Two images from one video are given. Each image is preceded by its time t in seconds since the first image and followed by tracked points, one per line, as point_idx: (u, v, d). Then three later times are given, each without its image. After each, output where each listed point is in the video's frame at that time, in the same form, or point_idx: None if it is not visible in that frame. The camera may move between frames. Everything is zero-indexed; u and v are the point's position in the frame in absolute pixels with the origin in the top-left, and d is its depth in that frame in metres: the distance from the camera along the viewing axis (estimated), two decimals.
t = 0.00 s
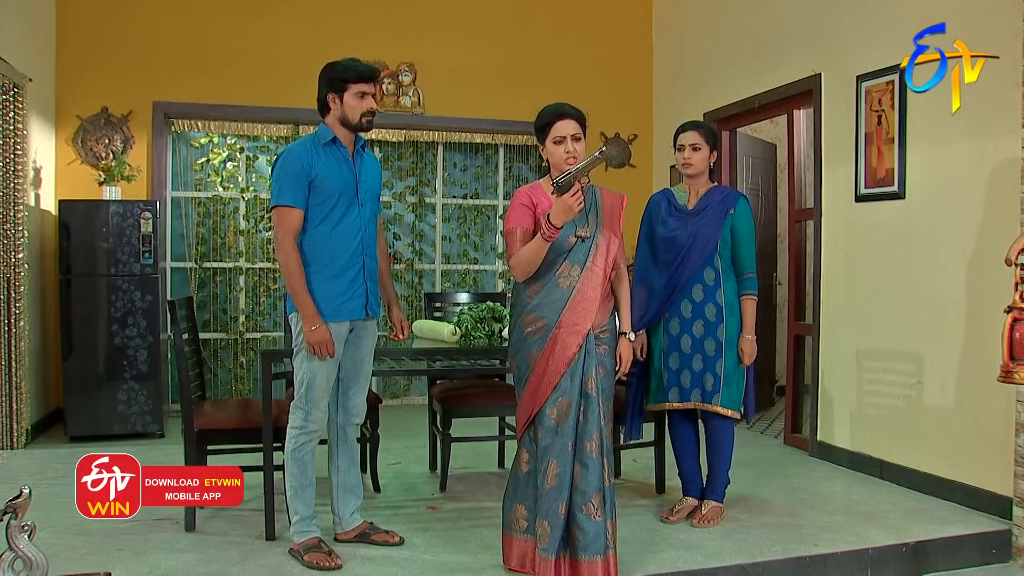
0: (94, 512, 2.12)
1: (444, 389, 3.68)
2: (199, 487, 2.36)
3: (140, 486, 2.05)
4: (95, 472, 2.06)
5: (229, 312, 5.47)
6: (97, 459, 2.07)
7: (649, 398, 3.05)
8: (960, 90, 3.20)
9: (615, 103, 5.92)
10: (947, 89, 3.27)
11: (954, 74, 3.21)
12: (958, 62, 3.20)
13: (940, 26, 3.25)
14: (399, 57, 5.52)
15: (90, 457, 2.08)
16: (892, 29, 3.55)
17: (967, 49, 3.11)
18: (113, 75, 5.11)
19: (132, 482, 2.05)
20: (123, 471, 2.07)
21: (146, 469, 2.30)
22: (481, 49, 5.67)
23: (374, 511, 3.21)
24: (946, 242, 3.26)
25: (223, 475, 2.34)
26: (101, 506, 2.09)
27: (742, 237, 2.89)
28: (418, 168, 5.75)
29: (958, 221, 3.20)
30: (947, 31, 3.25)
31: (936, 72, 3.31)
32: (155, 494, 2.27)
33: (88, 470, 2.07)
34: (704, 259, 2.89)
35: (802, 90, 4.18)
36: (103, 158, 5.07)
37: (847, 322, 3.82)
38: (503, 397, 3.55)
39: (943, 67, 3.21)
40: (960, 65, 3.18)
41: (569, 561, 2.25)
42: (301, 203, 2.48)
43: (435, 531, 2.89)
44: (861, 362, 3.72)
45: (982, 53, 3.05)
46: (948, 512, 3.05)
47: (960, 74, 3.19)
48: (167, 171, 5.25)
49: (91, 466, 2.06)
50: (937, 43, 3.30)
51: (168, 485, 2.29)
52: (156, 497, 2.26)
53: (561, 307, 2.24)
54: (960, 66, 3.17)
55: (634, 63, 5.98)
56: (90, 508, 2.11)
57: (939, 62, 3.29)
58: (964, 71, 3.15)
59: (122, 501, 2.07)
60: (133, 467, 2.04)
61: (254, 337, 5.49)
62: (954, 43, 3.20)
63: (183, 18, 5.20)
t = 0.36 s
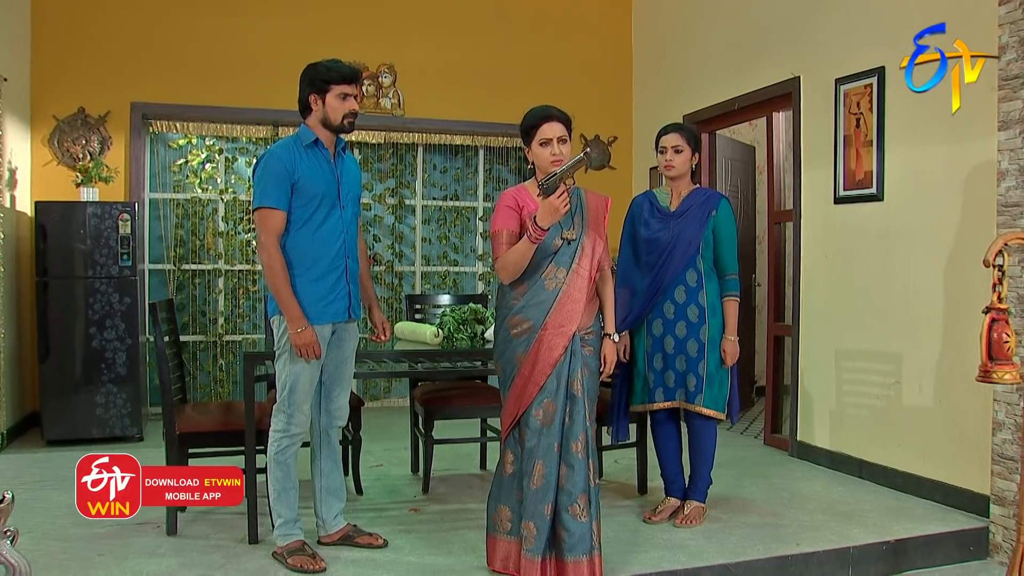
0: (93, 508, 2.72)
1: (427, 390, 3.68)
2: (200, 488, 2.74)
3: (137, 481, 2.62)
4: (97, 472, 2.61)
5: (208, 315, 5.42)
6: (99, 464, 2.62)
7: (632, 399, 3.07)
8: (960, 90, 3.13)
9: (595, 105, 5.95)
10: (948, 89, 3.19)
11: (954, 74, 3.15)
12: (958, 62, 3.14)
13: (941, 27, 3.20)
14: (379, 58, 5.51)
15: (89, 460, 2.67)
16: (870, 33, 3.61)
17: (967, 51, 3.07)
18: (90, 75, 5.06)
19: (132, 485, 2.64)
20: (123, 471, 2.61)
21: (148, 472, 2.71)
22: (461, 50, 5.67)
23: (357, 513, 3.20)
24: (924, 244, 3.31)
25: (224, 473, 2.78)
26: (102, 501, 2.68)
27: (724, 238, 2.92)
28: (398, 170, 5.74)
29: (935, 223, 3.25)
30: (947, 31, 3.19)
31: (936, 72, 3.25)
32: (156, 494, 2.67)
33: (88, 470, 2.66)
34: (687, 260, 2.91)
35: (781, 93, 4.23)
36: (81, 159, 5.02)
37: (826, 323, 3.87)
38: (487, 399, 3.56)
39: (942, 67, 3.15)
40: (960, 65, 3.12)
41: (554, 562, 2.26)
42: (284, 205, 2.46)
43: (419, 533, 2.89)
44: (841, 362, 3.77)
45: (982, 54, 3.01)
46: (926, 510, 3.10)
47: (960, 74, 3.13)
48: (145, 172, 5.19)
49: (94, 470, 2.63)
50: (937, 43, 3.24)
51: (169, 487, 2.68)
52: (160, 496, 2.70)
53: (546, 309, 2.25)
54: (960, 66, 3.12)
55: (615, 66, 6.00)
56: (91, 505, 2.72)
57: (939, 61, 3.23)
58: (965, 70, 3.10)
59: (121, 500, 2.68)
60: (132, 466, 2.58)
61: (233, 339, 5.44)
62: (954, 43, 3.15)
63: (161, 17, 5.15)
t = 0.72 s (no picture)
0: (92, 510, 2.91)
1: (417, 393, 3.67)
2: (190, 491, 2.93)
3: (137, 482, 2.82)
4: (98, 473, 2.80)
5: (197, 317, 5.39)
6: (98, 465, 2.81)
7: (622, 400, 3.08)
8: (960, 90, 3.11)
9: (584, 107, 5.96)
10: (948, 89, 3.17)
11: (954, 74, 3.13)
12: (958, 62, 3.13)
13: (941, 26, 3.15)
14: (369, 60, 5.51)
15: (87, 463, 2.90)
16: (859, 37, 3.63)
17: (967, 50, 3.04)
18: (80, 76, 5.03)
19: (131, 485, 2.82)
20: (121, 473, 2.81)
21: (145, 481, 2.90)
22: (452, 52, 5.68)
23: (348, 515, 3.19)
24: (912, 246, 3.33)
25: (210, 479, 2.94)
26: (101, 505, 2.86)
27: (715, 241, 2.93)
28: (388, 172, 5.73)
29: (923, 224, 3.28)
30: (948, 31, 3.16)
31: (936, 72, 3.23)
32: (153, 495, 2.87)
33: (88, 472, 2.86)
34: (678, 262, 2.92)
35: (770, 95, 4.25)
36: (69, 161, 4.98)
37: (816, 324, 3.89)
38: (477, 401, 3.55)
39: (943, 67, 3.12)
40: (960, 65, 3.10)
41: (545, 564, 2.26)
42: (274, 207, 2.46)
43: (410, 536, 2.89)
44: (830, 363, 3.79)
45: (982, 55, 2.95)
46: (915, 511, 3.13)
47: (960, 74, 3.11)
48: (134, 173, 5.16)
49: (92, 471, 2.82)
50: (937, 43, 3.21)
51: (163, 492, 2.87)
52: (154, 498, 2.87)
53: (539, 312, 2.26)
54: (960, 66, 3.09)
55: (605, 68, 6.02)
56: (90, 508, 2.91)
57: (941, 62, 3.19)
58: (964, 70, 3.07)
59: (120, 500, 2.87)
60: (132, 466, 2.80)
61: (222, 341, 5.42)
62: (954, 43, 3.12)
63: (150, 18, 5.13)
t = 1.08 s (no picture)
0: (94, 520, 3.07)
1: (415, 395, 3.66)
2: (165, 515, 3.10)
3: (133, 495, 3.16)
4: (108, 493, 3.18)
5: (195, 319, 5.39)
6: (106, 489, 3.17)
7: (621, 402, 3.08)
8: (960, 90, 3.11)
9: (582, 109, 5.97)
10: (947, 90, 3.17)
11: (953, 75, 3.13)
12: (958, 63, 3.12)
13: (940, 26, 3.15)
14: (367, 63, 5.51)
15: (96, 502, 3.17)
16: (857, 39, 3.64)
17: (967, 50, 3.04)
18: (78, 79, 5.03)
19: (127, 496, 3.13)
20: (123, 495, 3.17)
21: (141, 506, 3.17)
22: (450, 54, 5.68)
23: (346, 518, 3.18)
24: (910, 248, 3.34)
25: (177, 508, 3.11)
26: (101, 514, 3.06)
27: (715, 243, 2.93)
28: (386, 174, 5.73)
29: (921, 226, 3.28)
30: (947, 32, 3.15)
31: (935, 73, 3.23)
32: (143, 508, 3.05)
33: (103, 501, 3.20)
34: (677, 264, 2.92)
35: (768, 97, 4.26)
36: (67, 163, 4.98)
37: (814, 326, 3.89)
38: (476, 404, 3.55)
39: (942, 67, 3.11)
40: (960, 65, 3.10)
41: (544, 565, 2.26)
42: (272, 209, 2.46)
43: (409, 538, 2.89)
44: (829, 365, 3.79)
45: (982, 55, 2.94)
46: (914, 512, 3.13)
47: (960, 75, 3.11)
48: (132, 176, 5.15)
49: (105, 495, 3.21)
50: (937, 43, 3.20)
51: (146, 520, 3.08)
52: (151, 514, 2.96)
53: (540, 314, 2.26)
54: (960, 66, 3.09)
55: (604, 71, 6.03)
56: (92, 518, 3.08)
57: (941, 62, 3.19)
58: (964, 71, 3.07)
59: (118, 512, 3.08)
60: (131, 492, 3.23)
61: (221, 343, 5.42)
62: (954, 44, 3.12)
63: (148, 20, 5.13)
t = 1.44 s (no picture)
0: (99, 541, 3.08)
1: (416, 395, 3.66)
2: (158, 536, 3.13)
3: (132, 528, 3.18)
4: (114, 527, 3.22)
5: (196, 319, 5.39)
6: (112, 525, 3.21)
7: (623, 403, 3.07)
8: (960, 90, 3.12)
9: (583, 110, 5.97)
10: (947, 89, 3.17)
11: (953, 75, 3.13)
12: (959, 62, 3.11)
13: (940, 26, 3.14)
14: (368, 63, 5.51)
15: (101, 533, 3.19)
16: (858, 39, 3.64)
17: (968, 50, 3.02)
18: (79, 79, 5.03)
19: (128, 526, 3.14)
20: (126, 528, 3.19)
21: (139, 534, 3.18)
22: (450, 55, 5.68)
23: (347, 518, 3.18)
24: (911, 248, 3.33)
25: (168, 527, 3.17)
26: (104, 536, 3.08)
27: (717, 243, 2.93)
28: (386, 175, 5.74)
29: (922, 226, 3.28)
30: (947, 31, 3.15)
31: (935, 73, 3.23)
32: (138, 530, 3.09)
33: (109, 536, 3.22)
34: (679, 264, 2.92)
35: (769, 97, 4.26)
36: (67, 164, 4.98)
37: (815, 326, 3.89)
38: (477, 404, 3.55)
39: (942, 67, 3.11)
40: (960, 66, 3.10)
41: (545, 565, 2.26)
42: (273, 210, 2.46)
43: (409, 538, 2.89)
44: (830, 365, 3.79)
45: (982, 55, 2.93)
46: (914, 513, 3.13)
47: (960, 75, 3.11)
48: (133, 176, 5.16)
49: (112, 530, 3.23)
50: (937, 43, 3.20)
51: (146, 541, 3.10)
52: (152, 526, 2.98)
53: (541, 315, 2.26)
54: (960, 66, 3.09)
55: (604, 71, 6.03)
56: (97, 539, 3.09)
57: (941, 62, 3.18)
58: (964, 71, 3.07)
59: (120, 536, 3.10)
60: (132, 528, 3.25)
61: (221, 344, 5.42)
62: (954, 44, 3.12)
63: (148, 21, 5.13)
